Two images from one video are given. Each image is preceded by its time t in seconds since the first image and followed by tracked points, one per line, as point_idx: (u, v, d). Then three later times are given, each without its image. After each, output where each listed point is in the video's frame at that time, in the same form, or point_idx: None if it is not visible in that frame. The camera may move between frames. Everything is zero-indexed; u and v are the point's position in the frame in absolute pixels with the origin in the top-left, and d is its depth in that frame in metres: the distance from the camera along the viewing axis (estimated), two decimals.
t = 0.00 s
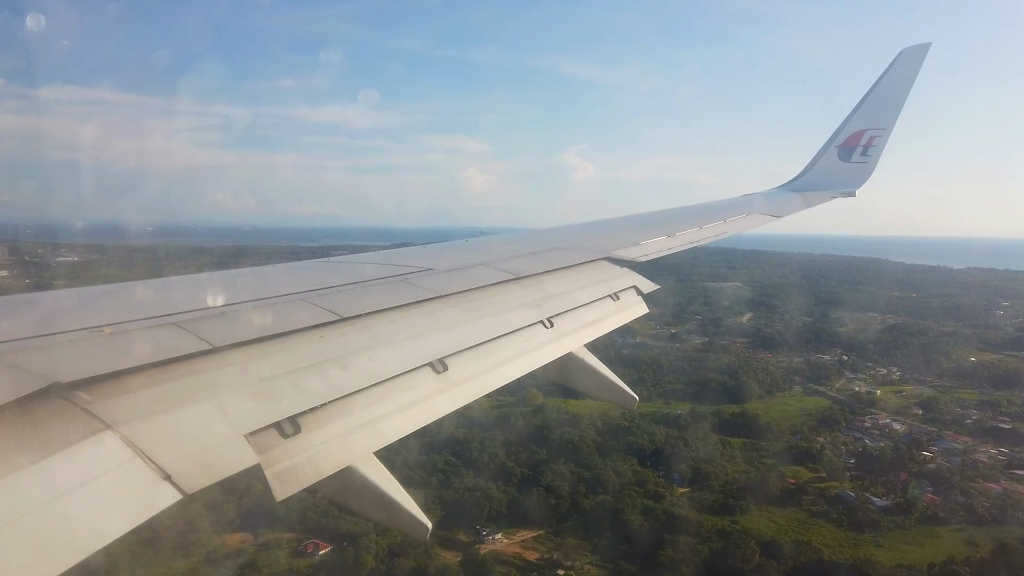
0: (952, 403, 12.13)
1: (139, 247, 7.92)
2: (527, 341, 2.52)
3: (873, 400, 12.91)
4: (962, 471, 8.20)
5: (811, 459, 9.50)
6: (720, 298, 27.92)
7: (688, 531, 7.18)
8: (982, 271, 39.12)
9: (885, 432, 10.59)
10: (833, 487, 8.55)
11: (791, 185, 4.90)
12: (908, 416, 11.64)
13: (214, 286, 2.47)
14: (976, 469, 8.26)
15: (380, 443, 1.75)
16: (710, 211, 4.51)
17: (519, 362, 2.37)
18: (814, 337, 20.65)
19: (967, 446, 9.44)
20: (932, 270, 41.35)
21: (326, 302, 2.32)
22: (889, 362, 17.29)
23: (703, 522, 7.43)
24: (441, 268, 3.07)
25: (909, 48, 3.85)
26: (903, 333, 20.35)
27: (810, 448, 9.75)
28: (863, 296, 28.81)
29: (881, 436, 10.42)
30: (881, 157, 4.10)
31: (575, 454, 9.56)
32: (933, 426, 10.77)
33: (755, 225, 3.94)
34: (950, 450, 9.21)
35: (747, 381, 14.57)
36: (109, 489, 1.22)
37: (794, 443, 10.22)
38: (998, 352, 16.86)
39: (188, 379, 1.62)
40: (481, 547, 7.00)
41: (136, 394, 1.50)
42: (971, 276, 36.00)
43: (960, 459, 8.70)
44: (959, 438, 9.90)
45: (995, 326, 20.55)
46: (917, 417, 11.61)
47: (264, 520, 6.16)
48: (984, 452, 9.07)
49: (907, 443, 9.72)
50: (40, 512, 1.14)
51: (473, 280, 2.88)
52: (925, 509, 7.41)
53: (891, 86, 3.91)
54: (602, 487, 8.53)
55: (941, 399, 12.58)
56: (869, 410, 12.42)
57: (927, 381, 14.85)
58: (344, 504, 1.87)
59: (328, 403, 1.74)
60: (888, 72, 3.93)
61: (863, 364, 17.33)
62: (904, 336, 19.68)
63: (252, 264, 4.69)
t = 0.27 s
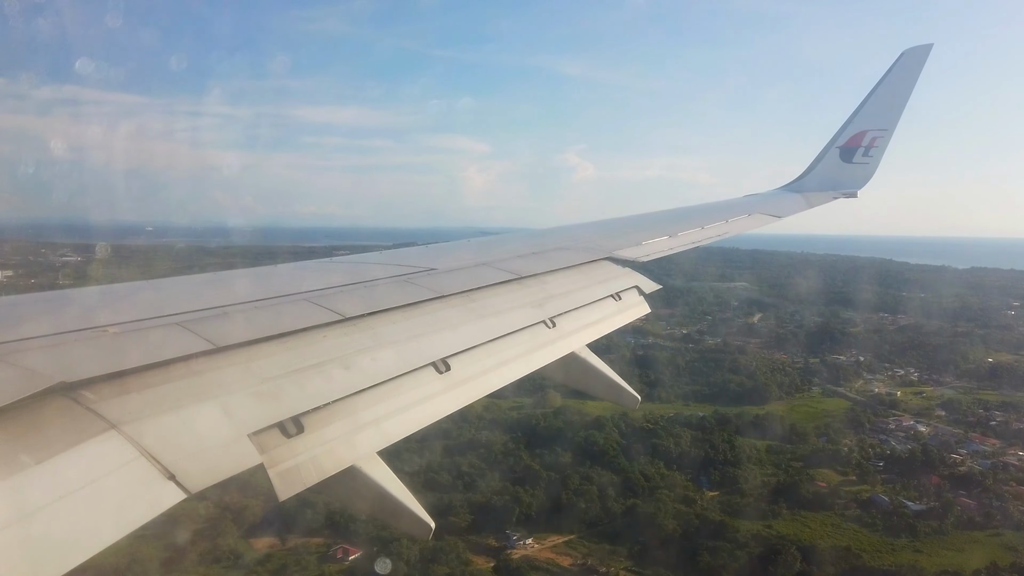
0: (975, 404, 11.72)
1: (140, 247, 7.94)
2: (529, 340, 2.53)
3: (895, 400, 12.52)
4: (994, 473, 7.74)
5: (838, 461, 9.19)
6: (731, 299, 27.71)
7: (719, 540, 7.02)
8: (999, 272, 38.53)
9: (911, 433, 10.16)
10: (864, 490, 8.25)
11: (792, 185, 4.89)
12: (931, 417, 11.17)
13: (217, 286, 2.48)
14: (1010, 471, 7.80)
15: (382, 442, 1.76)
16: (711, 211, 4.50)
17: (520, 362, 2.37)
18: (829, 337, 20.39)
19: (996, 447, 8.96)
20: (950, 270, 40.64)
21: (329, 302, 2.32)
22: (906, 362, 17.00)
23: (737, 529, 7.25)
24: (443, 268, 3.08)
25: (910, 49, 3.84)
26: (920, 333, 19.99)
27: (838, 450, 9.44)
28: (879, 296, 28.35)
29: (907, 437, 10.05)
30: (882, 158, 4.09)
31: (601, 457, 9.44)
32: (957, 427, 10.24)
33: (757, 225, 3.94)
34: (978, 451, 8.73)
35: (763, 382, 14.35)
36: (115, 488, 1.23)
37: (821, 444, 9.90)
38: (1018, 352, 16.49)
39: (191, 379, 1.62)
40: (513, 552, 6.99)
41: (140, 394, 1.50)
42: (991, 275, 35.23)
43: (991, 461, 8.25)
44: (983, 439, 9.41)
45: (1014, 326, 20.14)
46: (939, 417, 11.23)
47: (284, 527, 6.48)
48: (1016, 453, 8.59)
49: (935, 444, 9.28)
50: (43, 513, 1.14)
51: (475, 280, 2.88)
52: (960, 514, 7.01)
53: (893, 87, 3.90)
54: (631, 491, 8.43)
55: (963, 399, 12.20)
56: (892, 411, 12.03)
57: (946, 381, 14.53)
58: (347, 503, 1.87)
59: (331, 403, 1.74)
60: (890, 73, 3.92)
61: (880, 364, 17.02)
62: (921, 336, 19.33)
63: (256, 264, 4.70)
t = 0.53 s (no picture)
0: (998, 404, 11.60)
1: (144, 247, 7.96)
2: (531, 335, 2.52)
3: (919, 401, 12.42)
4: None
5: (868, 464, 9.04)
6: (744, 300, 27.59)
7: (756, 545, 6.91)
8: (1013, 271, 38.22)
9: (939, 435, 10.00)
10: (898, 494, 8.06)
11: (793, 177, 4.88)
12: (956, 420, 11.05)
13: (220, 283, 2.48)
14: None
15: (385, 438, 1.75)
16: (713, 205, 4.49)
17: (522, 357, 2.37)
18: (846, 339, 20.27)
19: None
20: (964, 270, 40.27)
21: (331, 298, 2.32)
22: (925, 363, 16.87)
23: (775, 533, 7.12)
24: (444, 264, 3.07)
25: (912, 39, 3.81)
26: (938, 334, 19.76)
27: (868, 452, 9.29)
28: (895, 298, 28.07)
29: (935, 440, 9.88)
30: (883, 149, 4.08)
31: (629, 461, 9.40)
32: (987, 430, 10.06)
33: (759, 219, 3.94)
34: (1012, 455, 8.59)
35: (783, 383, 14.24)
36: (117, 486, 1.22)
37: (850, 447, 9.75)
38: None
39: (193, 375, 1.62)
40: (547, 558, 6.98)
41: (142, 391, 1.50)
42: (1010, 276, 34.77)
43: None
44: (1015, 443, 9.26)
45: None
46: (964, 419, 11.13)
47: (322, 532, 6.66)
48: None
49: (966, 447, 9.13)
50: (45, 511, 1.14)
51: (476, 275, 2.87)
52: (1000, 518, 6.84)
53: (894, 77, 3.88)
54: (664, 494, 8.35)
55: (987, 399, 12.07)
56: (914, 412, 11.94)
57: (966, 382, 14.39)
58: (350, 499, 1.87)
59: (333, 399, 1.74)
60: (891, 63, 3.90)
61: (899, 365, 16.83)
62: (940, 337, 19.15)
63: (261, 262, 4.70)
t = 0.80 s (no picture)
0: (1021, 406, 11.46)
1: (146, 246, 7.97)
2: (532, 332, 2.52)
3: (942, 403, 12.36)
4: None
5: (901, 467, 8.92)
6: (755, 301, 27.48)
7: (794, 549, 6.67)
8: None
9: (968, 437, 9.87)
10: (934, 498, 7.87)
11: (793, 176, 4.88)
12: (983, 421, 10.93)
13: (220, 281, 2.48)
14: None
15: (386, 436, 1.76)
16: (713, 202, 4.50)
17: (523, 354, 2.37)
18: (860, 339, 20.13)
19: None
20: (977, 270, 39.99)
21: (332, 296, 2.32)
22: (942, 363, 16.73)
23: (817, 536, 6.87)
24: (445, 261, 3.07)
25: (912, 37, 3.81)
26: (953, 334, 19.60)
27: (898, 456, 9.17)
28: (910, 297, 27.82)
29: (962, 442, 9.73)
30: (883, 148, 4.09)
31: (657, 463, 9.26)
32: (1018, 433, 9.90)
33: (759, 215, 3.95)
34: None
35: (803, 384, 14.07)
36: (118, 484, 1.22)
37: (878, 449, 9.62)
38: None
39: (195, 374, 1.62)
40: (581, 563, 6.69)
41: (143, 390, 1.50)
42: None
43: None
44: None
45: None
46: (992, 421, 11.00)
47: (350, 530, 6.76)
48: None
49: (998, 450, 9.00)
50: (48, 509, 1.14)
51: (476, 273, 2.88)
52: None
53: (894, 76, 3.87)
54: (694, 497, 8.19)
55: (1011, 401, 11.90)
56: (938, 413, 11.82)
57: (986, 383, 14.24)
58: (351, 497, 1.87)
59: (334, 396, 1.74)
60: (891, 62, 3.90)
61: (917, 366, 16.64)
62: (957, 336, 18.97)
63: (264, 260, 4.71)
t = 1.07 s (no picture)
0: None
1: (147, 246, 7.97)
2: (531, 328, 2.52)
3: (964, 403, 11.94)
4: None
5: (931, 471, 8.77)
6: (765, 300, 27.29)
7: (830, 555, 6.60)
8: None
9: (994, 436, 9.71)
10: (967, 500, 7.75)
11: (792, 168, 4.87)
12: (1006, 421, 10.61)
13: (219, 279, 2.47)
14: None
15: (386, 433, 1.75)
16: (712, 196, 4.49)
17: (522, 350, 2.37)
18: (875, 338, 19.95)
19: None
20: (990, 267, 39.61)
21: (330, 293, 2.31)
22: (959, 362, 16.53)
23: (853, 540, 6.78)
24: (443, 257, 3.06)
25: (910, 28, 3.80)
26: (970, 332, 19.37)
27: (928, 458, 9.03)
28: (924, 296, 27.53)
29: (989, 442, 9.56)
30: (882, 139, 4.08)
31: (686, 466, 9.24)
32: None
33: (757, 208, 3.94)
34: None
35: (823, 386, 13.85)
36: (118, 483, 1.22)
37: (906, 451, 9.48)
38: None
39: (194, 372, 1.62)
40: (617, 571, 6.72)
41: (142, 388, 1.50)
42: None
43: None
44: None
45: None
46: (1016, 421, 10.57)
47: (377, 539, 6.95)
48: None
49: None
50: (49, 507, 1.14)
51: (475, 268, 2.87)
52: None
53: (892, 66, 3.86)
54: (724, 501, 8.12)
55: None
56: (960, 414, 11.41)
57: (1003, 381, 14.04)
58: (352, 494, 1.87)
59: (333, 393, 1.74)
60: (889, 53, 3.89)
61: (936, 366, 16.37)
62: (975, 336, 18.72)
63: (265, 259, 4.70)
